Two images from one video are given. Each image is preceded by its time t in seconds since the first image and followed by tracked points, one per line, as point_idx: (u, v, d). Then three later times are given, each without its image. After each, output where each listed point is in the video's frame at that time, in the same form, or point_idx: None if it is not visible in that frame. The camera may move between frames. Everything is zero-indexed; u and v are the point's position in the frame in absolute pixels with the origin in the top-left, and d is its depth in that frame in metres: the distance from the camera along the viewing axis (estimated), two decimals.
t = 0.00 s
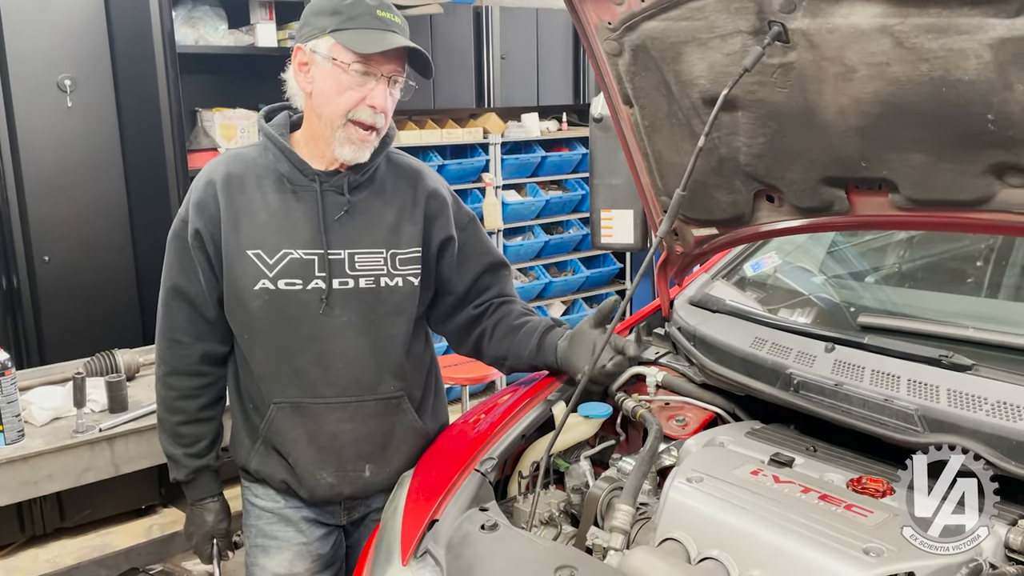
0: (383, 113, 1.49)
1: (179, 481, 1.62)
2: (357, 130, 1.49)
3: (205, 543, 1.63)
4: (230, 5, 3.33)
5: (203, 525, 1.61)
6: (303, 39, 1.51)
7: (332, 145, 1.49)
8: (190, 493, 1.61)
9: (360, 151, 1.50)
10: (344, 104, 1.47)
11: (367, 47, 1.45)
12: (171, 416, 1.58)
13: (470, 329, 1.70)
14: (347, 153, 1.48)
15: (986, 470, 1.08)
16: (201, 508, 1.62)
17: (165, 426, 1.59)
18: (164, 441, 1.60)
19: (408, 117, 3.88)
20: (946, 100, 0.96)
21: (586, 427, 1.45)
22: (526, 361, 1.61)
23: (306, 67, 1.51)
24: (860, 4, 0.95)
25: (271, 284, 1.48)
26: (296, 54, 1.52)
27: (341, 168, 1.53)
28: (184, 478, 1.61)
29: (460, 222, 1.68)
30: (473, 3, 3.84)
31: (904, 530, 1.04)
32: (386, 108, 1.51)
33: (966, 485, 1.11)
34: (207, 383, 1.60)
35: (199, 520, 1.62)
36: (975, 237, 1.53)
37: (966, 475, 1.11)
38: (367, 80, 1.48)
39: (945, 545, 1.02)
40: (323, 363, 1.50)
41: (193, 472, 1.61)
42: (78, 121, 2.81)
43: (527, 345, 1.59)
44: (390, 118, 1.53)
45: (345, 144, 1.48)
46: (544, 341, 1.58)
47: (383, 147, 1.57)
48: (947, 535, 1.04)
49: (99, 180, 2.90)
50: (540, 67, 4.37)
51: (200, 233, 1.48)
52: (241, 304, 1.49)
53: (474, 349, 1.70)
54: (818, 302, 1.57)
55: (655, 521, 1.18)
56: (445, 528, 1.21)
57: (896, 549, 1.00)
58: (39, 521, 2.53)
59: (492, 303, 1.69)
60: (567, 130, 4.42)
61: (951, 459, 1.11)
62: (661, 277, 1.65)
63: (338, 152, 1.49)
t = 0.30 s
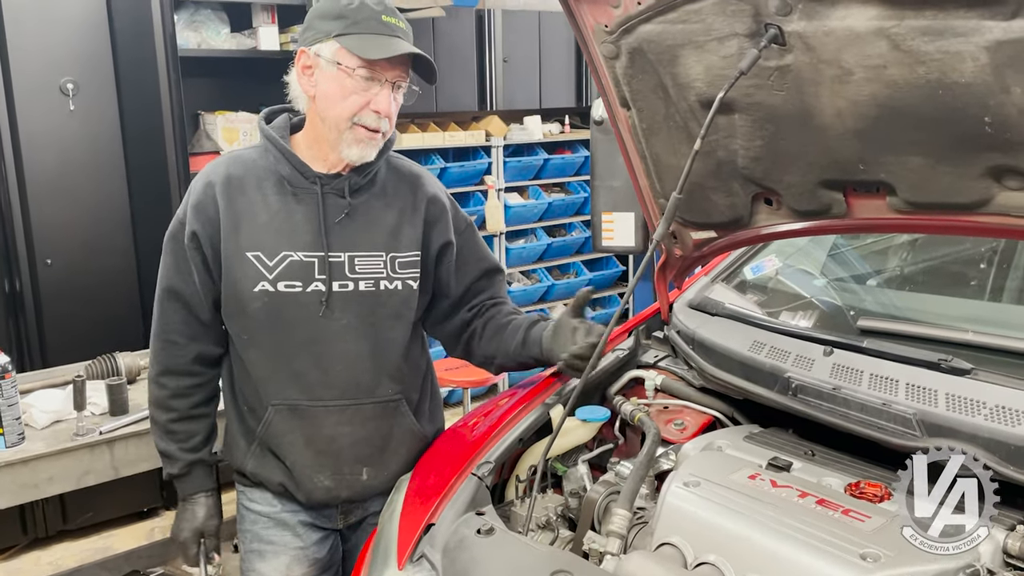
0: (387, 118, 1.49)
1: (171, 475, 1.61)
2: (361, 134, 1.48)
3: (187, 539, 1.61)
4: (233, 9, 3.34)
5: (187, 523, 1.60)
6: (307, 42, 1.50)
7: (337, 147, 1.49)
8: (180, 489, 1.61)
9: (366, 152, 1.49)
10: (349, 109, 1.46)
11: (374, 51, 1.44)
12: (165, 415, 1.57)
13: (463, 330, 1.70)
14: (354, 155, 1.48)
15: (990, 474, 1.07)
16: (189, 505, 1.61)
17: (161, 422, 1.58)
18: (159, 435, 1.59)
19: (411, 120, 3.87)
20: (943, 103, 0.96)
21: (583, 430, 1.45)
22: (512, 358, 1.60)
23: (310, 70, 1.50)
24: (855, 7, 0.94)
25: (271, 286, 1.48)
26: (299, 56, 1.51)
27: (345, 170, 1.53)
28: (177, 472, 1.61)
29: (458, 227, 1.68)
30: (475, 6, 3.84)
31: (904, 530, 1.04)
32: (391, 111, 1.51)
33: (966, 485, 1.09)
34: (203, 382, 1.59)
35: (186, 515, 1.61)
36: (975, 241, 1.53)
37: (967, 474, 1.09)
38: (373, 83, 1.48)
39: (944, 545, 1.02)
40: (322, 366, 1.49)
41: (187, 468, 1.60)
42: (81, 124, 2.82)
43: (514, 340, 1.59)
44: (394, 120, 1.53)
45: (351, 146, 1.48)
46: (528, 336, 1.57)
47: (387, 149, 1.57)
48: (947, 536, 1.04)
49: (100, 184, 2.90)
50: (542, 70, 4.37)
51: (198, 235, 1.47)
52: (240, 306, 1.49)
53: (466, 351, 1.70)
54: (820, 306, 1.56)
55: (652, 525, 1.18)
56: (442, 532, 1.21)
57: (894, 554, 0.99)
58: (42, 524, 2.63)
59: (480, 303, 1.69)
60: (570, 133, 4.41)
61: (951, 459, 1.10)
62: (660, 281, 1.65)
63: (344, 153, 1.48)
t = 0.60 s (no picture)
0: (368, 125, 1.48)
1: (176, 424, 1.44)
2: (346, 143, 1.47)
3: (219, 468, 1.35)
4: (237, 12, 3.33)
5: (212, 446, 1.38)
6: (280, 54, 1.49)
7: (324, 158, 1.49)
8: (194, 427, 1.42)
9: (353, 160, 1.49)
10: (328, 120, 1.46)
11: (340, 60, 1.43)
12: (152, 371, 1.45)
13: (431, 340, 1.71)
14: (341, 164, 1.48)
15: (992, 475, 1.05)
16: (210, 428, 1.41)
17: (145, 380, 1.45)
18: (149, 398, 1.45)
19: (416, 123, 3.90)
20: (934, 107, 0.94)
21: (576, 437, 1.44)
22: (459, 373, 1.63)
23: (288, 82, 1.50)
24: (844, 10, 0.92)
25: (264, 290, 1.47)
26: (276, 69, 1.51)
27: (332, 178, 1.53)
28: (184, 414, 1.43)
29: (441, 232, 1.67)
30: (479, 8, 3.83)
31: (905, 529, 1.06)
32: (371, 116, 1.49)
33: (967, 486, 1.05)
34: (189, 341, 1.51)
35: (207, 449, 1.38)
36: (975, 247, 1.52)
37: (967, 475, 1.06)
38: (347, 91, 1.47)
39: (945, 545, 1.02)
40: (314, 372, 1.49)
41: (192, 399, 1.44)
42: (85, 128, 2.79)
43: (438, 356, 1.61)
44: (377, 125, 1.52)
45: (337, 156, 1.48)
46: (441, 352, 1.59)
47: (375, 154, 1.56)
48: (949, 535, 1.04)
49: (101, 189, 2.87)
50: (547, 72, 4.35)
51: (186, 236, 1.44)
52: (232, 309, 1.47)
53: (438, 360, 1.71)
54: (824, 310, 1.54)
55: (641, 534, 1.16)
56: (429, 539, 1.20)
57: (882, 568, 0.98)
58: (44, 527, 2.63)
59: (441, 317, 1.70)
60: (575, 135, 4.38)
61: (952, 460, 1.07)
62: (656, 286, 1.64)
63: (332, 164, 1.48)
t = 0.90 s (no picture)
0: (332, 125, 1.42)
1: (248, 387, 1.33)
2: (310, 146, 1.41)
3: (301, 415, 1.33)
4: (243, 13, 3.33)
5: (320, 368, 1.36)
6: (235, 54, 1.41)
7: (289, 162, 1.43)
8: (269, 381, 1.33)
9: (320, 162, 1.44)
10: (290, 123, 1.39)
11: (296, 60, 1.35)
12: (178, 371, 1.34)
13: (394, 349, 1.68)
14: (307, 167, 1.43)
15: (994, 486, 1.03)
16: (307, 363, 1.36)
17: (176, 379, 1.33)
18: (192, 391, 1.33)
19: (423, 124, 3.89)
20: (924, 108, 0.92)
21: (565, 443, 1.43)
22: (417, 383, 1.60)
23: (245, 83, 1.42)
24: (830, 8, 0.89)
25: (247, 306, 1.42)
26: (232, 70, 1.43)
27: (300, 182, 1.48)
28: (248, 374, 1.34)
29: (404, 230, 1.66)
30: (487, 8, 3.82)
31: (904, 530, 1.06)
32: (335, 116, 1.43)
33: (967, 485, 1.04)
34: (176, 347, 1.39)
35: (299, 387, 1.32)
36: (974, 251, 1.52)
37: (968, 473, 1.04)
38: (308, 93, 1.40)
39: (944, 545, 1.02)
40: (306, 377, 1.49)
41: (249, 359, 1.36)
42: (91, 128, 2.78)
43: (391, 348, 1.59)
44: (342, 123, 1.45)
45: (302, 160, 1.42)
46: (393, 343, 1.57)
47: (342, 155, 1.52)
48: (948, 535, 1.05)
49: (108, 191, 2.87)
50: (556, 72, 4.33)
51: (168, 252, 1.36)
52: (211, 328, 1.41)
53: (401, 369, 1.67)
54: (828, 312, 1.54)
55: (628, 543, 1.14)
56: (416, 542, 1.19)
57: None
58: (49, 527, 2.62)
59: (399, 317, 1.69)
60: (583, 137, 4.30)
61: (951, 459, 1.05)
62: (652, 289, 1.61)
63: (298, 168, 1.43)
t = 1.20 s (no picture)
0: (290, 125, 1.35)
1: (251, 396, 1.18)
2: (269, 147, 1.35)
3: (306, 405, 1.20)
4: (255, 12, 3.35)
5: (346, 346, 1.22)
6: (187, 47, 1.33)
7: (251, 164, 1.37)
8: (272, 385, 1.18)
9: (282, 163, 1.38)
10: (245, 123, 1.32)
11: (247, 60, 1.27)
12: (164, 394, 1.20)
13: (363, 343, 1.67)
14: (270, 168, 1.37)
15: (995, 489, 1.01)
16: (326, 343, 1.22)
17: (164, 402, 1.19)
18: (187, 411, 1.19)
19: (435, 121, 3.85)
20: (926, 99, 0.89)
21: (563, 443, 1.41)
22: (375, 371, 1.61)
23: (199, 78, 1.34)
24: None
25: (236, 321, 1.35)
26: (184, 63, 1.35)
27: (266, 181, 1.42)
28: (246, 380, 1.19)
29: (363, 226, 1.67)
30: (499, 5, 3.80)
31: (904, 530, 1.06)
32: (295, 115, 1.36)
33: (967, 485, 1.03)
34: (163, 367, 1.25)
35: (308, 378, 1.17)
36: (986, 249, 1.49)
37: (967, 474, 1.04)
38: (265, 92, 1.32)
39: (945, 545, 1.02)
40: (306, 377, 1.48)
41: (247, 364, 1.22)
42: (102, 125, 2.80)
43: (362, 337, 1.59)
44: (303, 121, 1.38)
45: (264, 161, 1.36)
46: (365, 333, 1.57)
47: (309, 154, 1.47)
48: (947, 536, 1.04)
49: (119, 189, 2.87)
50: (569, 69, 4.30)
51: (151, 264, 1.26)
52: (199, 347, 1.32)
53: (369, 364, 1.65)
54: (841, 311, 1.51)
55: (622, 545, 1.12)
56: (406, 544, 1.18)
57: None
58: (61, 521, 2.66)
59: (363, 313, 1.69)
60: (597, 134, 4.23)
61: (951, 459, 1.05)
62: (656, 288, 1.58)
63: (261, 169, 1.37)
